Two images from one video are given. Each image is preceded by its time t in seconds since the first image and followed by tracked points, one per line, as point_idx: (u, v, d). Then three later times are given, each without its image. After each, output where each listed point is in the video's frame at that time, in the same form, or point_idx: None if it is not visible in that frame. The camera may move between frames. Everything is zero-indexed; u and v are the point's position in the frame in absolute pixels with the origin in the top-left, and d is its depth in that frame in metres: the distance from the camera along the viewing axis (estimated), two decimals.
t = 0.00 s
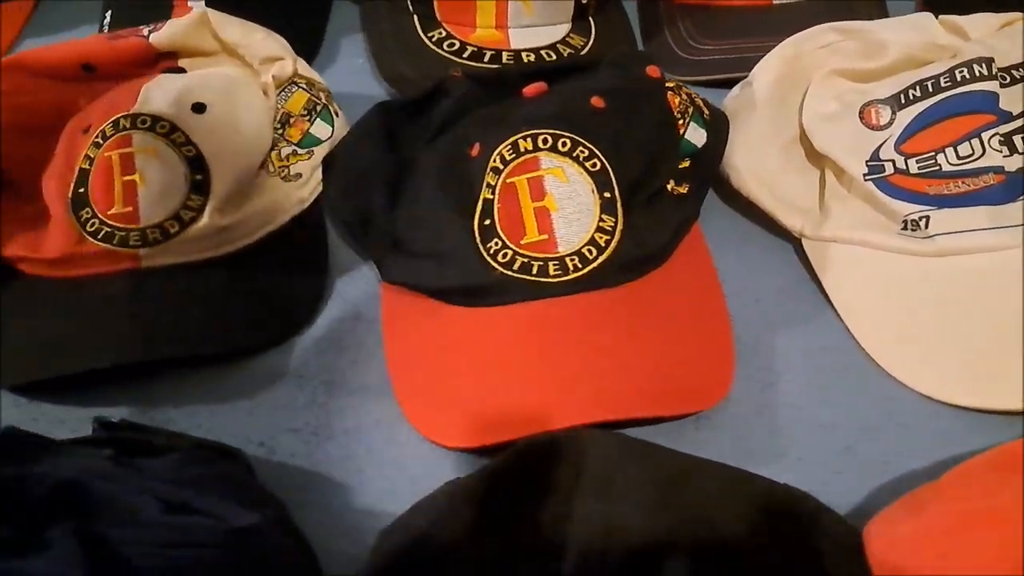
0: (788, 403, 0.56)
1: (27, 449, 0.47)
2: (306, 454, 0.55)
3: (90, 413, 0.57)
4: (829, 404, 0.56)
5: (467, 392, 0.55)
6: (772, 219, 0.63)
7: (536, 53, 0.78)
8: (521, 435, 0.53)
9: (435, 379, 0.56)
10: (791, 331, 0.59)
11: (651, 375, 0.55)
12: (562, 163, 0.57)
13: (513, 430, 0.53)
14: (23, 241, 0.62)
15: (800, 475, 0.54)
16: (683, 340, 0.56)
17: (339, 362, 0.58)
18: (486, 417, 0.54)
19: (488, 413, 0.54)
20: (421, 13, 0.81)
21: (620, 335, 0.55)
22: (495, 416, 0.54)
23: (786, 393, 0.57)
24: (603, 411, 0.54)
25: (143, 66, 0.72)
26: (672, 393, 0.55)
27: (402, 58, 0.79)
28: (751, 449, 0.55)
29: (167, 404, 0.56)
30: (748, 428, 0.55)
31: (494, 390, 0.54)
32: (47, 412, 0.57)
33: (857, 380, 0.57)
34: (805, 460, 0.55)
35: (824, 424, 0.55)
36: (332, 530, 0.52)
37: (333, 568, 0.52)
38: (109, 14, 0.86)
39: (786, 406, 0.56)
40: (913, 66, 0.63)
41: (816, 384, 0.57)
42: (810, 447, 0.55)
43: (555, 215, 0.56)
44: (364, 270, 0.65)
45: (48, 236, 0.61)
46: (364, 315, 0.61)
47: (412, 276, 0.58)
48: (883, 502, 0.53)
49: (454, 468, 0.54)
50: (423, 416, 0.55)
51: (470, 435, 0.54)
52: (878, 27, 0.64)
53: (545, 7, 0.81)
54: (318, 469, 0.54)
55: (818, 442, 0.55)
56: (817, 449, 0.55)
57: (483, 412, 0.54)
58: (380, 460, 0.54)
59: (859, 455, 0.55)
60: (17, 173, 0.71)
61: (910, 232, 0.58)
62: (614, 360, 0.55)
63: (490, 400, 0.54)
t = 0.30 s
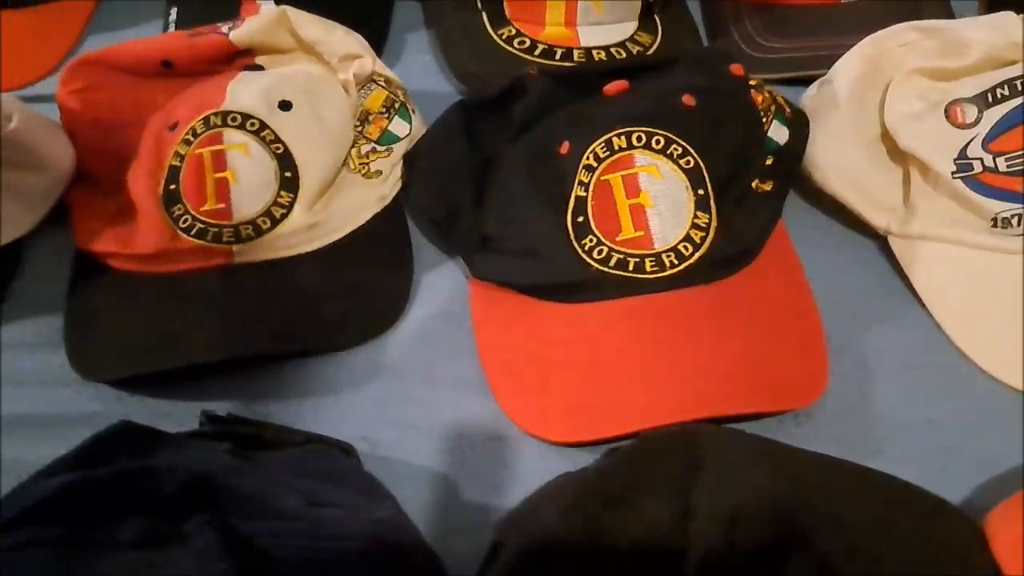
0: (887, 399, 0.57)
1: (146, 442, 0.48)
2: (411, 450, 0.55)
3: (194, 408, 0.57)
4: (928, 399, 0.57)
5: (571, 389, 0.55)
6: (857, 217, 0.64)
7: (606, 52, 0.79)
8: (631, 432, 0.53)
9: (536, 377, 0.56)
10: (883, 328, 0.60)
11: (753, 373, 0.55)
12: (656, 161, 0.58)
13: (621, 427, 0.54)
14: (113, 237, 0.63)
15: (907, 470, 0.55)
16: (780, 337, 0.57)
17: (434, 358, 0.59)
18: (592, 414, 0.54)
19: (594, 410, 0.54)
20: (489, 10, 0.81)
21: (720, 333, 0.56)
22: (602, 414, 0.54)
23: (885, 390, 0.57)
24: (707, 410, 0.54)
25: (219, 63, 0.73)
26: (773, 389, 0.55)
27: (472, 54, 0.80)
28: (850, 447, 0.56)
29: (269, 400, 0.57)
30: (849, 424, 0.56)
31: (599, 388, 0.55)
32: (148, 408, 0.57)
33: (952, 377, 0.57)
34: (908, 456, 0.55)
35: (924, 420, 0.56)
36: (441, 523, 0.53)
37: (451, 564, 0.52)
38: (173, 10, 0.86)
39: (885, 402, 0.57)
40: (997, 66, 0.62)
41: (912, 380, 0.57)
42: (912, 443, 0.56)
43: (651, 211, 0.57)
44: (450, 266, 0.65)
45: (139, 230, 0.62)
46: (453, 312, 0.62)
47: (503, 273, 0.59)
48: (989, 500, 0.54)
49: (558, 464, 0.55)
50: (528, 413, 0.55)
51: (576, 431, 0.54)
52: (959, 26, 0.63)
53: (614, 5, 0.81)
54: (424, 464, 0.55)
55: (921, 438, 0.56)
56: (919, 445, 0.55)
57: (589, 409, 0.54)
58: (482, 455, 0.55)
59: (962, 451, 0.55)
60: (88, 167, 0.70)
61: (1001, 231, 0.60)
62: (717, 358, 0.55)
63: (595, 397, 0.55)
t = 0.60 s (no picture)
0: (972, 406, 0.57)
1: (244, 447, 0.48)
2: (499, 457, 0.55)
3: (282, 416, 0.57)
4: (1013, 408, 0.57)
5: (657, 399, 0.56)
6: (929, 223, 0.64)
7: (666, 56, 0.79)
8: (719, 442, 0.54)
9: (620, 387, 0.57)
10: (961, 336, 0.60)
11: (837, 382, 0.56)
12: (737, 169, 0.58)
13: (710, 437, 0.54)
14: (187, 245, 0.63)
15: (997, 477, 0.55)
16: (862, 347, 0.57)
17: (512, 364, 0.59)
18: (679, 424, 0.55)
19: (681, 420, 0.55)
20: (547, 15, 0.82)
21: (802, 340, 0.57)
22: (689, 424, 0.55)
23: (968, 397, 0.58)
24: (792, 417, 0.54)
25: (284, 68, 0.73)
26: (858, 398, 0.56)
27: (530, 58, 0.80)
28: (935, 454, 0.56)
29: (352, 406, 0.57)
30: (935, 432, 0.56)
31: (685, 397, 0.56)
32: (231, 415, 0.57)
33: None
34: (996, 464, 0.56)
35: (1010, 428, 0.57)
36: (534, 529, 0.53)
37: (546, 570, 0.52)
38: (228, 14, 0.86)
39: (970, 410, 0.57)
40: None
41: (995, 389, 0.58)
42: (1000, 451, 0.56)
43: (732, 219, 0.58)
44: (523, 273, 0.65)
45: (216, 236, 0.62)
46: (528, 317, 0.62)
47: (583, 280, 0.59)
48: None
49: (646, 473, 0.55)
50: (614, 422, 0.56)
51: (665, 441, 0.55)
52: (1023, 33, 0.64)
53: (671, 10, 0.81)
54: (511, 471, 0.55)
55: (1008, 446, 0.56)
56: (1007, 452, 0.56)
57: (677, 419, 0.55)
58: (570, 462, 0.55)
59: None
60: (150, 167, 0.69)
61: None
62: (801, 369, 0.56)
63: (681, 407, 0.55)
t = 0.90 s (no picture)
0: None
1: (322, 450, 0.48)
2: (566, 459, 0.56)
3: (350, 418, 0.58)
4: None
5: (725, 401, 0.56)
6: (984, 227, 0.65)
7: (712, 60, 0.80)
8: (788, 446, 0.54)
9: (687, 389, 0.57)
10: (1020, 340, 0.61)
11: (903, 386, 0.56)
12: (800, 174, 0.59)
13: (779, 440, 0.55)
14: (250, 248, 0.63)
15: None
16: (925, 351, 0.58)
17: (575, 368, 0.60)
18: (748, 426, 0.55)
19: (750, 422, 0.55)
20: (593, 18, 0.82)
21: (866, 345, 0.57)
22: (758, 426, 0.55)
23: None
24: (858, 422, 0.55)
25: (336, 72, 0.73)
26: (922, 404, 0.56)
27: (576, 59, 0.80)
28: (993, 457, 0.57)
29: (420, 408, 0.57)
30: (995, 435, 0.57)
31: (753, 399, 0.56)
32: (300, 417, 0.58)
33: None
34: None
35: None
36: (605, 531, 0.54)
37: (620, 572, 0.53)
38: (273, 17, 0.87)
39: None
40: None
41: None
42: None
43: (796, 224, 0.58)
44: (578, 274, 0.65)
45: (278, 240, 0.63)
46: (587, 320, 0.62)
47: (644, 284, 0.60)
48: None
49: (712, 474, 0.55)
50: (682, 424, 0.56)
51: (734, 443, 0.55)
52: None
53: (718, 13, 0.81)
54: (579, 473, 0.55)
55: None
56: None
57: (746, 421, 0.55)
58: (638, 465, 0.56)
59: None
60: (208, 170, 0.70)
61: None
62: (868, 372, 0.56)
63: (750, 409, 0.56)
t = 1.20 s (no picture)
0: None
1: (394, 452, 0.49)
2: (628, 460, 0.57)
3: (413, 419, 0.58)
4: None
5: (785, 403, 0.57)
6: None
7: (755, 61, 0.80)
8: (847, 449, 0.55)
9: (747, 390, 0.57)
10: None
11: (961, 390, 0.57)
12: (858, 176, 0.59)
13: (838, 443, 0.55)
14: (306, 250, 0.64)
15: None
16: (984, 354, 0.58)
17: (633, 369, 0.60)
18: (808, 429, 0.56)
19: (809, 425, 0.56)
20: (636, 19, 0.82)
21: (925, 348, 0.58)
22: (817, 429, 0.56)
23: None
24: (922, 424, 0.56)
25: (385, 74, 0.74)
26: (980, 407, 0.57)
27: (620, 62, 0.81)
28: None
29: (483, 410, 0.58)
30: None
31: (812, 402, 0.57)
32: (362, 419, 0.58)
33: None
34: None
35: None
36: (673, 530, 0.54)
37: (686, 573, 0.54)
38: (314, 18, 0.87)
39: None
40: None
41: None
42: None
43: (855, 226, 0.58)
44: (631, 276, 0.66)
45: (335, 242, 0.63)
46: (643, 321, 0.63)
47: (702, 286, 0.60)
48: None
49: (774, 476, 0.56)
50: (743, 427, 0.57)
51: (794, 445, 0.56)
52: None
53: (759, 13, 0.81)
54: (642, 475, 0.56)
55: None
56: None
57: (805, 423, 0.56)
58: (700, 467, 0.56)
59: None
60: (260, 172, 0.70)
61: None
62: (927, 376, 0.57)
63: (809, 412, 0.56)
